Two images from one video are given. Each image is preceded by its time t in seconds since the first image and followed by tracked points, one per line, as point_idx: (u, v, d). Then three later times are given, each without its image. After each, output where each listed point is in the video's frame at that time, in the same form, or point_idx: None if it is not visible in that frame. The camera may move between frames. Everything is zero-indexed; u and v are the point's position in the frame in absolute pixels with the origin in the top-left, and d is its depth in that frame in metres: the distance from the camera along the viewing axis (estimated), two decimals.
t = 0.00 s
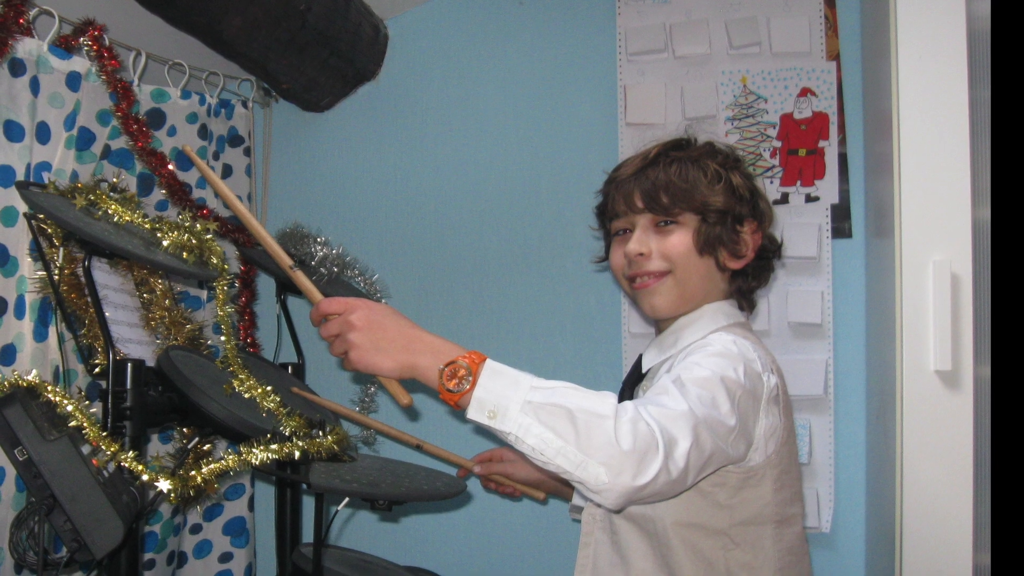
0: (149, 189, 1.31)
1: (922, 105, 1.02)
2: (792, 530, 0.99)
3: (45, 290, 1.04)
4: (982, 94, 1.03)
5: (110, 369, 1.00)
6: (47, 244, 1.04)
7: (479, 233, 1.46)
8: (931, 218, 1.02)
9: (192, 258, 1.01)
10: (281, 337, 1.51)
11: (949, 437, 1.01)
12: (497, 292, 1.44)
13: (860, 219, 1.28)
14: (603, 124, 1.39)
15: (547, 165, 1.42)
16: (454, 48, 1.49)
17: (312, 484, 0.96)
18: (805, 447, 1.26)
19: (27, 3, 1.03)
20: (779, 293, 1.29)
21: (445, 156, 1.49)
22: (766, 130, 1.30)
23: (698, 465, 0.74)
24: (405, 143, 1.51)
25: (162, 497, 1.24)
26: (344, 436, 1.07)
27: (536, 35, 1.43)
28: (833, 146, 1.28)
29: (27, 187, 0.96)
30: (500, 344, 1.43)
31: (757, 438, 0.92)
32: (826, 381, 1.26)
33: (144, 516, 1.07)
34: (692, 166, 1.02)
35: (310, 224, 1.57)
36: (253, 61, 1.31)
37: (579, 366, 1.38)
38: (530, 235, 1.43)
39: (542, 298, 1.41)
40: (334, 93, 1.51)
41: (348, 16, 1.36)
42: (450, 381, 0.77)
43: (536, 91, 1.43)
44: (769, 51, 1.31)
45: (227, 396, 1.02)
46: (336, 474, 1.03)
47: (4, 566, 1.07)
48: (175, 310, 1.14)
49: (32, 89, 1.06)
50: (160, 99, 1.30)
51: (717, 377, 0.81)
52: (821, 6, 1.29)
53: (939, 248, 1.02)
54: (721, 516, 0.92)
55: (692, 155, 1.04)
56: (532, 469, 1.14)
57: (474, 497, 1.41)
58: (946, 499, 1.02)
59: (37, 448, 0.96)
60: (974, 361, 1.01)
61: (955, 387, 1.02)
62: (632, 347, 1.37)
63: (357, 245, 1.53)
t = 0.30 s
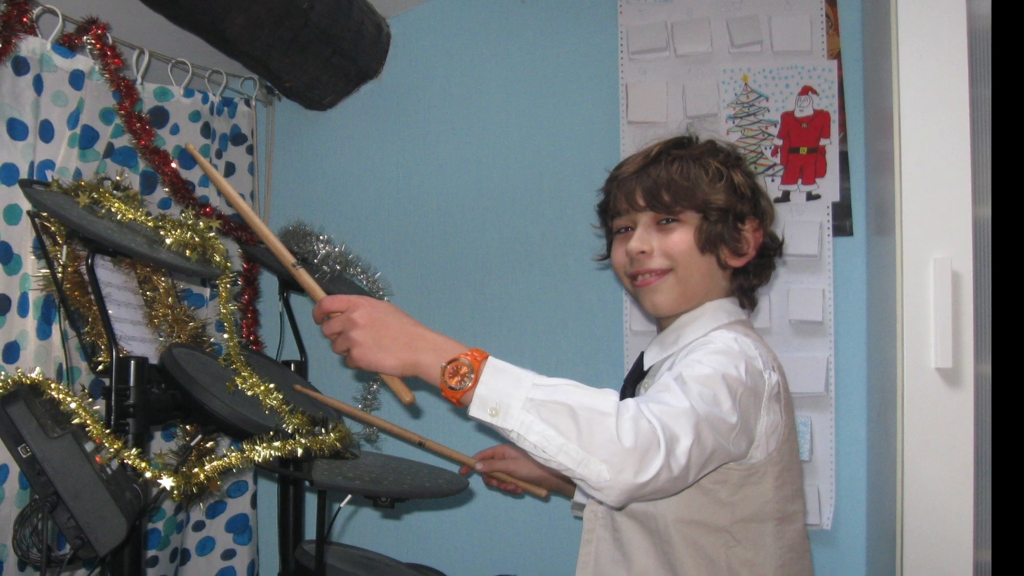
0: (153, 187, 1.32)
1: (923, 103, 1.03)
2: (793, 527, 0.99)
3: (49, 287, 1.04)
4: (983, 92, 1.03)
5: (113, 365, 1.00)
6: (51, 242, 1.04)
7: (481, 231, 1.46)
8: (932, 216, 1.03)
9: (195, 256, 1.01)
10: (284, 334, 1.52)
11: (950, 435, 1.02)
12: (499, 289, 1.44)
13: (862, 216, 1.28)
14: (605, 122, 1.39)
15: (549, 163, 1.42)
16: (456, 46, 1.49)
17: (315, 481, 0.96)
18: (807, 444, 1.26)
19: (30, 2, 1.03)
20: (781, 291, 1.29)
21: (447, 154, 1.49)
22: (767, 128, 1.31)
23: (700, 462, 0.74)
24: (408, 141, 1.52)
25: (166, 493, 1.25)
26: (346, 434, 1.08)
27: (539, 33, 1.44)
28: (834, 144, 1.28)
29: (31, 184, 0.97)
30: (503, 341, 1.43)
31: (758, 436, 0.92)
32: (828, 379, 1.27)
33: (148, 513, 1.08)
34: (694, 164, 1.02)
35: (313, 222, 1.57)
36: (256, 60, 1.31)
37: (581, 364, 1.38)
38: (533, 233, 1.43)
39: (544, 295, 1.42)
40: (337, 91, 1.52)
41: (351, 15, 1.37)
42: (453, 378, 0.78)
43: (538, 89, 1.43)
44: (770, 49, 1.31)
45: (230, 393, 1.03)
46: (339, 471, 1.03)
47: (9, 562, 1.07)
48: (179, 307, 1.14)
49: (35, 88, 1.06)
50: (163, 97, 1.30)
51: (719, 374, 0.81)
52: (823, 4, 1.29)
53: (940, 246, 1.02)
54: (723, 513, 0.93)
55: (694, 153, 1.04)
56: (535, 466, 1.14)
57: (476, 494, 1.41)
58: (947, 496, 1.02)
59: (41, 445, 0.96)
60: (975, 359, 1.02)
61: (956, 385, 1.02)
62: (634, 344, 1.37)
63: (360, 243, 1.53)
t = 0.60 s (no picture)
0: (157, 184, 1.33)
1: (924, 101, 1.03)
2: (795, 523, 1.00)
3: (54, 285, 1.04)
4: (984, 89, 1.04)
5: (118, 363, 1.01)
6: (55, 239, 1.04)
7: (484, 228, 1.46)
8: (933, 213, 1.03)
9: (199, 253, 1.02)
10: (288, 331, 1.52)
11: (952, 431, 1.02)
12: (502, 286, 1.45)
13: (863, 214, 1.29)
14: (607, 120, 1.40)
15: (551, 161, 1.43)
16: (459, 45, 1.49)
17: (318, 477, 0.97)
18: (808, 441, 1.27)
19: (35, 0, 1.03)
20: (782, 288, 1.30)
21: (450, 151, 1.49)
22: (769, 126, 1.31)
23: (702, 458, 0.75)
24: (411, 138, 1.52)
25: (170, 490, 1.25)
26: (350, 430, 1.08)
27: (541, 31, 1.44)
28: (836, 142, 1.29)
29: (36, 182, 0.97)
30: (506, 338, 1.44)
31: (760, 431, 0.92)
32: (829, 375, 1.27)
33: (152, 509, 1.08)
34: (696, 161, 1.03)
35: (316, 220, 1.57)
36: (260, 57, 1.31)
37: (583, 360, 1.39)
38: (535, 230, 1.43)
39: (547, 292, 1.42)
40: (341, 89, 1.52)
41: (354, 13, 1.37)
42: (456, 374, 0.78)
43: (540, 87, 1.44)
44: (772, 47, 1.32)
45: (234, 389, 1.03)
46: (342, 467, 1.03)
47: (14, 557, 1.08)
48: (183, 304, 1.14)
49: (40, 85, 1.07)
50: (167, 95, 1.30)
51: (721, 371, 0.82)
52: (825, 2, 1.29)
53: (941, 243, 1.03)
54: (725, 509, 0.93)
55: (696, 151, 1.05)
56: (537, 462, 1.14)
57: (479, 490, 1.41)
58: (948, 493, 1.02)
59: (46, 442, 0.97)
60: (976, 356, 1.02)
61: (957, 381, 1.02)
62: (636, 341, 1.37)
63: (364, 240, 1.54)
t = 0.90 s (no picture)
0: (163, 181, 1.33)
1: (926, 98, 1.04)
2: (797, 517, 1.00)
3: (60, 281, 1.05)
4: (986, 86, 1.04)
5: (123, 358, 1.01)
6: (62, 236, 1.05)
7: (488, 225, 1.47)
8: (935, 209, 1.04)
9: (204, 250, 1.02)
10: (292, 327, 1.53)
11: (953, 426, 1.03)
12: (506, 283, 1.45)
13: (865, 210, 1.29)
14: (610, 116, 1.40)
15: (554, 158, 1.44)
16: (463, 42, 1.50)
17: (323, 472, 0.97)
18: (810, 436, 1.28)
19: None
20: (784, 284, 1.30)
21: (454, 148, 1.50)
22: (771, 122, 1.32)
23: (704, 453, 0.75)
24: (415, 135, 1.53)
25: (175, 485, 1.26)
26: (354, 426, 1.08)
27: (545, 28, 1.45)
28: (837, 139, 1.29)
29: (42, 178, 0.98)
30: (510, 334, 1.45)
31: (762, 427, 0.93)
32: (831, 371, 1.28)
33: (157, 504, 1.08)
34: (699, 158, 1.03)
35: (321, 216, 1.58)
36: (265, 55, 1.32)
37: (586, 356, 1.39)
38: (539, 226, 1.44)
39: (550, 288, 1.43)
40: (345, 86, 1.53)
41: (359, 10, 1.38)
42: (460, 370, 0.79)
43: (544, 84, 1.44)
44: (774, 45, 1.32)
45: (238, 384, 1.04)
46: (346, 462, 1.04)
47: (21, 552, 1.08)
48: (188, 300, 1.15)
49: (46, 82, 1.08)
50: (173, 92, 1.31)
51: (723, 367, 0.82)
52: None
53: (943, 239, 1.04)
54: (727, 504, 0.94)
55: (698, 148, 1.05)
56: (541, 457, 1.14)
57: (483, 485, 1.42)
58: (949, 488, 1.03)
59: (51, 436, 0.98)
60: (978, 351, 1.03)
61: (958, 376, 1.03)
62: (639, 337, 1.38)
63: (368, 237, 1.54)
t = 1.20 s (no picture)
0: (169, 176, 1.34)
1: (927, 95, 1.05)
2: (800, 511, 1.01)
3: (67, 276, 1.06)
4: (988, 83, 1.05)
5: (130, 354, 1.02)
6: (69, 231, 1.06)
7: (492, 221, 1.48)
8: (938, 205, 1.04)
9: (210, 245, 1.03)
10: (298, 322, 1.53)
11: (954, 421, 1.04)
12: (510, 278, 1.46)
13: (867, 206, 1.30)
14: (614, 113, 1.41)
15: (559, 154, 1.44)
16: (468, 39, 1.51)
17: (328, 466, 0.98)
18: (813, 430, 1.28)
19: None
20: (787, 279, 1.31)
21: (459, 144, 1.51)
22: (774, 119, 1.32)
23: (708, 447, 0.76)
24: (419, 131, 1.53)
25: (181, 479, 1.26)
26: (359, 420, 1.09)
27: (549, 25, 1.45)
28: (840, 135, 1.30)
29: (50, 174, 0.99)
30: (514, 328, 1.45)
31: (765, 421, 0.94)
32: (833, 365, 1.29)
33: (164, 497, 1.09)
34: (702, 154, 1.04)
35: (326, 212, 1.59)
36: (271, 51, 1.33)
37: (590, 351, 1.40)
38: (543, 222, 1.45)
39: (555, 283, 1.43)
40: (351, 83, 1.54)
41: (364, 7, 1.38)
42: (465, 364, 0.80)
43: (548, 80, 1.45)
44: (777, 41, 1.33)
45: (245, 379, 1.05)
46: (352, 456, 1.05)
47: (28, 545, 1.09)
48: (195, 295, 1.15)
49: (53, 79, 1.09)
50: (179, 88, 1.31)
51: (726, 361, 0.83)
52: None
53: (945, 235, 1.04)
54: (731, 498, 0.94)
55: (702, 144, 1.06)
56: (545, 451, 1.15)
57: (487, 479, 1.43)
58: (949, 482, 1.04)
59: (58, 431, 0.99)
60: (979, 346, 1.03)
61: (960, 371, 1.04)
62: (643, 332, 1.38)
63: (373, 232, 1.55)
